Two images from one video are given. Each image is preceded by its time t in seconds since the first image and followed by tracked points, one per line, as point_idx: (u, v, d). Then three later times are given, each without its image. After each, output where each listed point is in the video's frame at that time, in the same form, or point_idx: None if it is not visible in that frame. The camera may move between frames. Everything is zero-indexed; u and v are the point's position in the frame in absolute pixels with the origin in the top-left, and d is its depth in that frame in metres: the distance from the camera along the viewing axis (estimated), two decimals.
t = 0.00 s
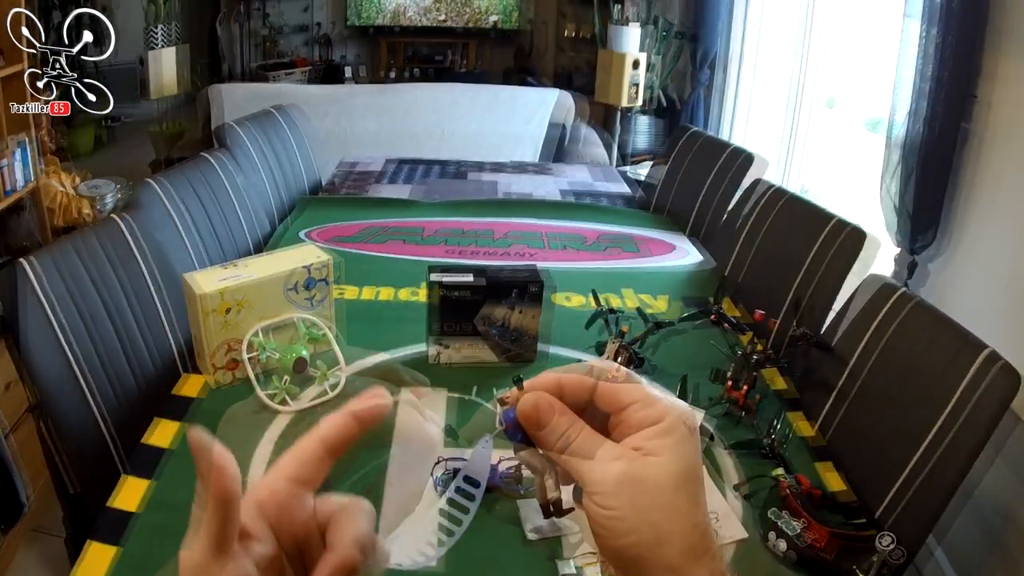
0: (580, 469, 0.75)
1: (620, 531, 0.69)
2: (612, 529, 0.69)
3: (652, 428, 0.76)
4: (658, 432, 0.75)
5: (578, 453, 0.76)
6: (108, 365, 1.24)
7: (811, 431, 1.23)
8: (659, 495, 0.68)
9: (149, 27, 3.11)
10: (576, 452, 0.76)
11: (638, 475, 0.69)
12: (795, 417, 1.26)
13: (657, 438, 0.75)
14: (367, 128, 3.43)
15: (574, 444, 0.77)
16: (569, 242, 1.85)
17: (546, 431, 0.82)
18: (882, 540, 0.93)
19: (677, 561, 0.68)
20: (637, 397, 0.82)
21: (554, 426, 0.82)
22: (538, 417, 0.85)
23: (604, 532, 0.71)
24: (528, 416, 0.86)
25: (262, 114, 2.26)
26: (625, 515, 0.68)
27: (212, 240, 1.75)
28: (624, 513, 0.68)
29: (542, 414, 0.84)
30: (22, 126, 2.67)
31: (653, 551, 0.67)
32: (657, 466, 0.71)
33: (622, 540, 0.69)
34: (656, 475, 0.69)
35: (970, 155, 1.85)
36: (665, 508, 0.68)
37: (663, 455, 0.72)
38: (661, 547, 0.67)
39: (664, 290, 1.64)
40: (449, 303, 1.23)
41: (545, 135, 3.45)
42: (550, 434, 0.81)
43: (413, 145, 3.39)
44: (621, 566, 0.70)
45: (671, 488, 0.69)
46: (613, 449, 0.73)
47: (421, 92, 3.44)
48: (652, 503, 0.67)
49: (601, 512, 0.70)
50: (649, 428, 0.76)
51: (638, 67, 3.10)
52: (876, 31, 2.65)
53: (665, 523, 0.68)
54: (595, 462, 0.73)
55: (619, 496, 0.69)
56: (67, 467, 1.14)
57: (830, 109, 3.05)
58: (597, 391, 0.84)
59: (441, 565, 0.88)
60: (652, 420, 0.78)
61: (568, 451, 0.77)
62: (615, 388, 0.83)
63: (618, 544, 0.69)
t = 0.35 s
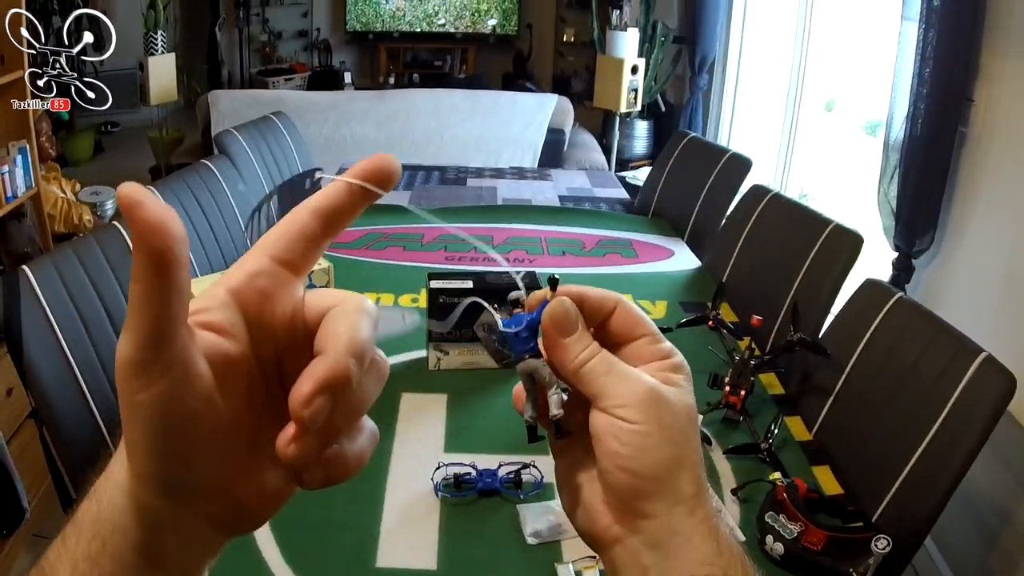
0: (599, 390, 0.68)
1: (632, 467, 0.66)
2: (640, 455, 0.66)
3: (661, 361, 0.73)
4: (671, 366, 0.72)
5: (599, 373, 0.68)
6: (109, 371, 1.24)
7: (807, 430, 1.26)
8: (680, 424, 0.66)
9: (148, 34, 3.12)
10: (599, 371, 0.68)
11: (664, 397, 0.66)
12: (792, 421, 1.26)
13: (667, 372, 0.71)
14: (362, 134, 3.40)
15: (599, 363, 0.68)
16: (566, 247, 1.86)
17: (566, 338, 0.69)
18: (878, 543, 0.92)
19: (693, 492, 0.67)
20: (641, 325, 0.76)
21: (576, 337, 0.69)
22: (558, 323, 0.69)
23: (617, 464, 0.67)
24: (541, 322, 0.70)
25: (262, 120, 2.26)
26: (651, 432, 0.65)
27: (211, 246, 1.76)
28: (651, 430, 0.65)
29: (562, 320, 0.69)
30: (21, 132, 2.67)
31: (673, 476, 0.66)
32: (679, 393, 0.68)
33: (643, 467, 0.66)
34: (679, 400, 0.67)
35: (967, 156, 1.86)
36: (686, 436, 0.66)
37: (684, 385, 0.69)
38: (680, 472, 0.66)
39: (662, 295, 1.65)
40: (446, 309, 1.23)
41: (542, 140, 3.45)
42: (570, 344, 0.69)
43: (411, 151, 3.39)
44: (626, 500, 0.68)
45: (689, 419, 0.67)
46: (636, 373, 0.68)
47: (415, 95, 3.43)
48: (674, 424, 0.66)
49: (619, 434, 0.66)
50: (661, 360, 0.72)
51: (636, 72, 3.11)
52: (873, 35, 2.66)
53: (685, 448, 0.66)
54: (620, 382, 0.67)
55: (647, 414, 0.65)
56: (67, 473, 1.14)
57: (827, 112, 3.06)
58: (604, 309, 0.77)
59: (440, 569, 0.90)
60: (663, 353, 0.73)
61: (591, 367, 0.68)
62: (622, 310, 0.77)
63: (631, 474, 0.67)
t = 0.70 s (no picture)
0: (583, 406, 0.66)
1: (617, 486, 0.65)
2: (625, 474, 0.64)
3: (653, 369, 0.70)
4: (670, 374, 0.69)
5: (583, 387, 0.66)
6: (110, 377, 1.25)
7: (807, 434, 1.26)
8: (669, 440, 0.64)
9: (148, 41, 3.13)
10: (582, 388, 0.66)
11: (653, 415, 0.64)
12: (792, 425, 1.26)
13: (659, 382, 0.69)
14: (362, 141, 3.41)
15: (583, 376, 0.66)
16: (566, 254, 1.87)
17: (549, 354, 0.67)
18: (878, 545, 0.91)
19: (681, 510, 0.65)
20: (631, 333, 0.74)
21: (560, 351, 0.67)
22: (539, 338, 0.67)
23: (603, 483, 0.66)
24: (521, 337, 0.68)
25: (262, 127, 2.27)
26: (636, 450, 0.63)
27: (212, 253, 1.76)
28: (634, 449, 0.63)
29: (543, 334, 0.67)
30: (21, 139, 2.68)
31: (659, 496, 0.64)
32: (669, 406, 0.66)
33: (628, 486, 0.64)
34: (667, 415, 0.65)
35: (965, 159, 1.87)
36: (673, 452, 0.64)
37: (675, 398, 0.67)
38: (667, 491, 0.64)
39: (662, 301, 1.66)
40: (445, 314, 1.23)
41: (542, 146, 3.46)
42: (552, 360, 0.67)
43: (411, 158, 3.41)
44: (614, 518, 0.67)
45: (679, 434, 0.65)
46: (622, 387, 0.66)
47: (414, 102, 3.44)
48: (661, 442, 0.64)
49: (606, 456, 0.65)
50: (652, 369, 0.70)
51: (635, 78, 3.12)
52: (871, 41, 2.68)
53: (674, 466, 0.64)
54: (604, 398, 0.65)
55: (633, 432, 0.63)
56: (69, 479, 1.15)
57: (827, 117, 3.07)
58: (592, 317, 0.75)
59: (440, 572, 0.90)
60: (654, 362, 0.71)
61: (574, 384, 0.66)
62: (611, 318, 0.76)
63: (618, 494, 0.65)
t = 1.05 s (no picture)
0: (552, 429, 0.65)
1: (586, 514, 0.65)
2: (592, 502, 0.64)
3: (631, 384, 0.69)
4: (650, 389, 0.68)
5: (552, 411, 0.65)
6: (108, 379, 1.24)
7: (805, 435, 1.26)
8: (639, 467, 0.64)
9: (146, 44, 3.12)
10: (552, 411, 0.65)
11: (621, 442, 0.64)
12: (790, 426, 1.26)
13: (639, 400, 0.67)
14: (360, 144, 3.41)
15: (551, 400, 0.65)
16: (564, 256, 1.87)
17: (516, 376, 0.66)
18: (877, 547, 0.91)
19: (652, 538, 0.65)
20: (609, 345, 0.74)
21: (528, 373, 0.66)
22: (506, 360, 0.66)
23: (572, 507, 0.66)
24: (488, 358, 0.67)
25: (260, 130, 2.27)
26: (603, 480, 0.63)
27: (209, 255, 1.76)
28: (601, 478, 0.63)
29: (511, 355, 0.66)
30: (19, 142, 2.68)
31: (627, 523, 0.64)
32: (642, 430, 0.65)
33: (596, 514, 0.64)
34: (638, 441, 0.64)
35: (964, 160, 1.87)
36: (644, 480, 0.64)
37: (651, 418, 0.66)
38: (636, 518, 0.64)
39: (660, 302, 1.66)
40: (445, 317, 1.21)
41: (540, 149, 3.46)
42: (521, 381, 0.66)
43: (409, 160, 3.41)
44: (586, 541, 0.68)
45: (652, 459, 0.64)
46: (594, 411, 0.65)
47: (412, 104, 3.44)
48: (630, 471, 0.64)
49: (574, 485, 0.65)
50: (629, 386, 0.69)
51: (633, 81, 3.12)
52: (869, 43, 2.68)
53: (645, 494, 0.64)
54: (574, 424, 0.64)
55: (600, 460, 0.63)
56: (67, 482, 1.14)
57: (825, 118, 3.07)
58: (567, 330, 0.76)
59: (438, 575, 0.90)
60: (631, 377, 0.70)
61: (543, 407, 0.65)
62: (587, 329, 0.76)
63: (587, 520, 0.66)
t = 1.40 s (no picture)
0: (555, 433, 0.64)
1: (592, 516, 0.65)
2: (597, 503, 0.64)
3: (624, 391, 0.71)
4: (643, 396, 0.69)
5: (554, 413, 0.65)
6: (105, 381, 1.24)
7: (802, 435, 1.26)
8: (642, 467, 0.64)
9: (143, 44, 3.11)
10: (554, 414, 0.65)
11: (625, 442, 0.64)
12: (787, 427, 1.26)
13: (633, 406, 0.69)
14: (358, 144, 3.41)
15: (552, 404, 0.65)
16: (562, 256, 1.87)
17: (516, 380, 0.66)
18: (874, 548, 0.91)
19: (657, 539, 0.65)
20: (601, 355, 0.76)
21: (528, 376, 0.66)
22: (505, 364, 0.66)
23: (577, 510, 0.65)
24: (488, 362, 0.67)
25: (257, 131, 2.27)
26: (608, 479, 0.63)
27: (206, 257, 1.76)
28: (607, 477, 0.63)
29: (510, 360, 0.66)
30: (16, 143, 2.67)
31: (633, 522, 0.64)
32: (642, 432, 0.66)
33: (603, 515, 0.64)
34: (640, 441, 0.65)
35: (962, 159, 1.87)
36: (648, 480, 0.64)
37: (648, 422, 0.67)
38: (641, 518, 0.64)
39: (657, 303, 1.66)
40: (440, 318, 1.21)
41: (537, 149, 3.46)
42: (521, 386, 0.66)
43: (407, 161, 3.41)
44: (590, 546, 0.67)
45: (654, 460, 0.65)
46: (596, 413, 0.65)
47: (410, 105, 3.44)
48: (634, 471, 0.64)
49: (579, 488, 0.64)
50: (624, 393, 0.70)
51: (631, 81, 3.12)
52: (867, 44, 2.69)
53: (648, 494, 0.65)
54: (577, 426, 0.64)
55: (605, 460, 0.63)
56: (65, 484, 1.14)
57: (823, 119, 3.07)
58: (560, 341, 0.78)
59: None
60: (624, 384, 0.72)
61: (545, 411, 0.65)
62: (579, 340, 0.77)
63: (592, 523, 0.65)
